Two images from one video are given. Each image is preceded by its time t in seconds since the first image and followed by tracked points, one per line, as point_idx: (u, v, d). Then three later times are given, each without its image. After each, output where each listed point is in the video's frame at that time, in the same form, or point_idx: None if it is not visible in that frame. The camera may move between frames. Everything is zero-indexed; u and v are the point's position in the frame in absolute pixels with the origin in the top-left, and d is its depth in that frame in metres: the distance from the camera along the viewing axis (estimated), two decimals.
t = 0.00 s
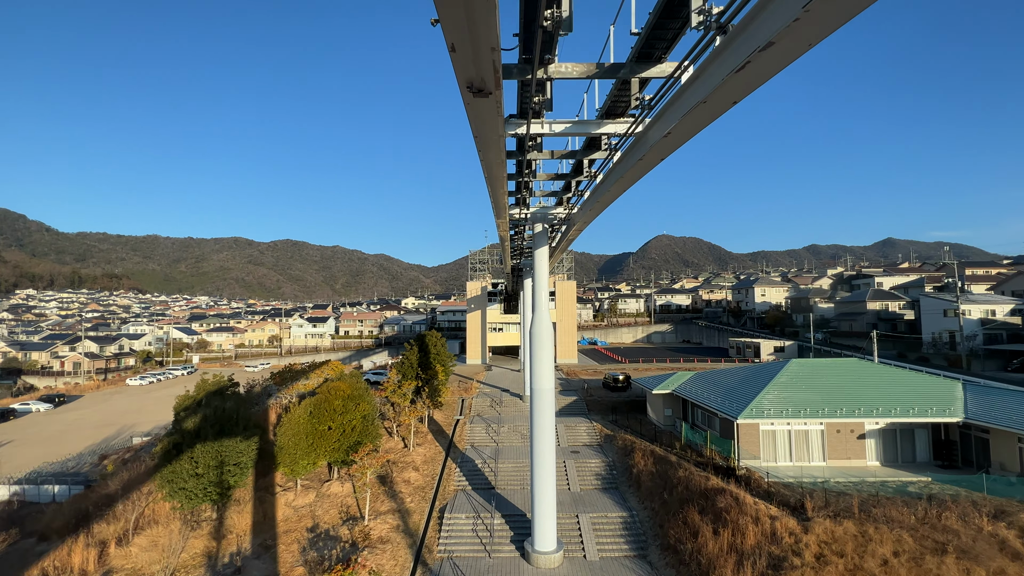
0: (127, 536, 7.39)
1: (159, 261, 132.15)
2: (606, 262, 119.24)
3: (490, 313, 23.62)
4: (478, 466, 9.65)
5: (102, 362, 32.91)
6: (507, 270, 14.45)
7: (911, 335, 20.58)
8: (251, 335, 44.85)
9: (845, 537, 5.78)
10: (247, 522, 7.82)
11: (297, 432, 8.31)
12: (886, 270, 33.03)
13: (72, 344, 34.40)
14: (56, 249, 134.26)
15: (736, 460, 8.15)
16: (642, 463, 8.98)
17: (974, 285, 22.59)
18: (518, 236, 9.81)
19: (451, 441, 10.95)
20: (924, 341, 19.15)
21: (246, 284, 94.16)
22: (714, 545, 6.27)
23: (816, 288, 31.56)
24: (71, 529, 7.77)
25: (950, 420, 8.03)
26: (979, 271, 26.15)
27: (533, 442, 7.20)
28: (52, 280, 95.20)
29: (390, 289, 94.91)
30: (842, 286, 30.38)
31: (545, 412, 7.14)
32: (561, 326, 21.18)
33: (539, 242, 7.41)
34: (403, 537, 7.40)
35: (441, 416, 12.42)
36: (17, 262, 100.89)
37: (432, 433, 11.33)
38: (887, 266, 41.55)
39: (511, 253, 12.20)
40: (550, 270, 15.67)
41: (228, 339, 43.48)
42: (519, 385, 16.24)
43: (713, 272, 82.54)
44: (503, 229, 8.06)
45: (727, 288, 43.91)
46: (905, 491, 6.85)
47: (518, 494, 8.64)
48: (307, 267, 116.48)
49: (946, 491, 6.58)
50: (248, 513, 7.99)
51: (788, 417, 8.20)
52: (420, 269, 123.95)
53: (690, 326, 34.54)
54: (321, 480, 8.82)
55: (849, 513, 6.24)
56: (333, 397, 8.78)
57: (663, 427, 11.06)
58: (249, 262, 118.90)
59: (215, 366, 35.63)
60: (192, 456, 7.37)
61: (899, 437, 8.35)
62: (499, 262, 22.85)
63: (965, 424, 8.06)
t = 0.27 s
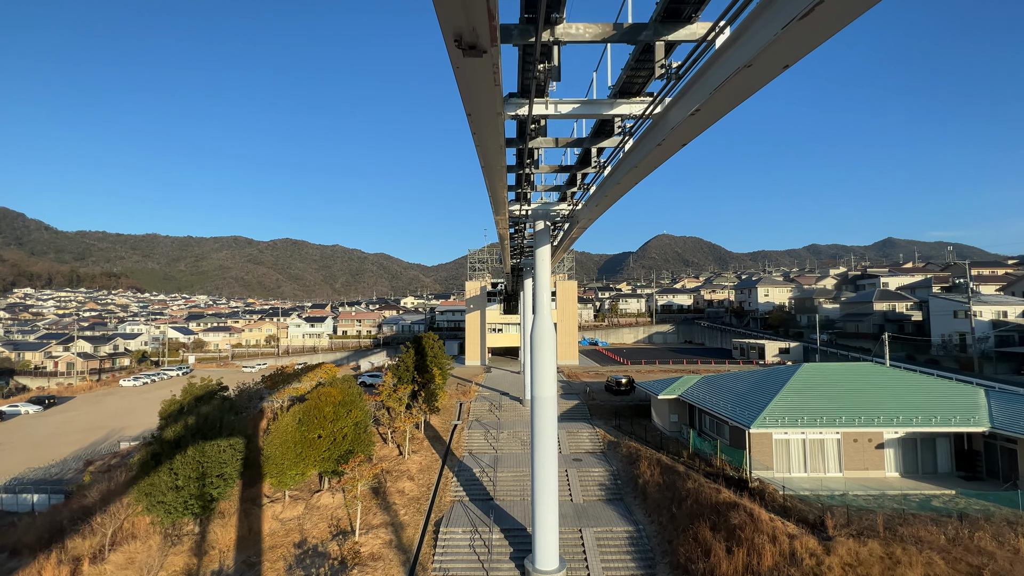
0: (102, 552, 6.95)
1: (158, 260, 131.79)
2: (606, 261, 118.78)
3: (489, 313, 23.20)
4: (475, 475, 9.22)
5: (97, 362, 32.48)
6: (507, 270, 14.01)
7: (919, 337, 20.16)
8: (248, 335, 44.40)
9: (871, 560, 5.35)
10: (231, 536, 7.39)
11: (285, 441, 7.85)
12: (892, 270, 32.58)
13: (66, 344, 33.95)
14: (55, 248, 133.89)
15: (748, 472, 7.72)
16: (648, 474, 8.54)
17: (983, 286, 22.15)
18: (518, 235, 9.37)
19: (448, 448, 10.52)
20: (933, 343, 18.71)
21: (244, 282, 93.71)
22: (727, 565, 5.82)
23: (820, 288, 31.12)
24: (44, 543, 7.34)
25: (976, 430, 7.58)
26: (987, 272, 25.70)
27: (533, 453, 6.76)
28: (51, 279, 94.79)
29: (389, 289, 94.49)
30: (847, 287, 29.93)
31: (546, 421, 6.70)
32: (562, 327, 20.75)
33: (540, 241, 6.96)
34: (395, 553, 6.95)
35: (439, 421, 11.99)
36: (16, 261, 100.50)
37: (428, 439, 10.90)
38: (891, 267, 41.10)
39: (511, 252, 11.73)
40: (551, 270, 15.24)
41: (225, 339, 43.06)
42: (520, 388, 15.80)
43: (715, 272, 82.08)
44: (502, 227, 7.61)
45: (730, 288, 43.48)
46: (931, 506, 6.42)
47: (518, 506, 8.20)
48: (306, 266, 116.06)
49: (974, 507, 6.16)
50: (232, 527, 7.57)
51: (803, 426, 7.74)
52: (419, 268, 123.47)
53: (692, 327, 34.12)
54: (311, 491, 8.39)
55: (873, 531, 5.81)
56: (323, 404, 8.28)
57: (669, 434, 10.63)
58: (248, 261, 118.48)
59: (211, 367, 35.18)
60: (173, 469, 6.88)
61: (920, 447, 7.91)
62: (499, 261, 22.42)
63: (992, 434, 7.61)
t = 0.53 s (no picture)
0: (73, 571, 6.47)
1: (157, 258, 131.30)
2: (606, 261, 118.39)
3: (489, 314, 22.75)
4: (473, 485, 8.79)
5: (91, 363, 31.99)
6: (507, 270, 13.57)
7: (928, 339, 19.73)
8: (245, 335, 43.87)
9: None
10: (212, 553, 6.94)
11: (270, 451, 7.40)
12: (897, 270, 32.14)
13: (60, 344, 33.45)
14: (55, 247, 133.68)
15: (761, 483, 7.30)
16: (655, 484, 8.11)
17: (992, 287, 21.72)
18: (518, 234, 8.91)
19: (445, 455, 10.08)
20: (943, 346, 18.27)
21: (243, 281, 93.25)
22: None
23: (824, 288, 30.70)
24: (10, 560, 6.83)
25: (1005, 441, 7.11)
26: (995, 272, 25.27)
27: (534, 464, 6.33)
28: (50, 278, 94.39)
29: (389, 288, 94.12)
30: (851, 287, 29.53)
31: (548, 431, 6.28)
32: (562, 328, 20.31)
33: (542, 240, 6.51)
34: (386, 571, 6.50)
35: (435, 426, 11.56)
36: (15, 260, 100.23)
37: (424, 446, 10.46)
38: (895, 266, 40.67)
39: (511, 252, 11.27)
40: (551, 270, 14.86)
41: (222, 339, 42.61)
42: (520, 391, 15.37)
43: (715, 271, 81.69)
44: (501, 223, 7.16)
45: (732, 288, 43.05)
46: (959, 524, 6.00)
47: (518, 518, 7.77)
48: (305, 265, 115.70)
49: (1009, 527, 5.73)
50: (215, 543, 7.12)
51: (821, 436, 7.30)
52: (419, 268, 123.16)
53: (694, 327, 33.69)
54: (301, 505, 7.99)
55: (901, 553, 5.38)
56: (312, 411, 7.81)
57: (675, 441, 10.20)
58: (249, 260, 118.32)
59: (207, 367, 34.73)
60: (150, 483, 6.42)
61: (943, 457, 7.47)
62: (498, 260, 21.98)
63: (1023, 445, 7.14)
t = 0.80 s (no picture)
0: None
1: (156, 257, 130.78)
2: (607, 261, 117.93)
3: (489, 314, 22.34)
4: (471, 496, 8.36)
5: (86, 363, 31.53)
6: (507, 270, 13.13)
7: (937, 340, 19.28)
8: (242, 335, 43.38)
9: None
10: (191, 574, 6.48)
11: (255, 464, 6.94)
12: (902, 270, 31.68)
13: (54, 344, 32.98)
14: (53, 246, 133.16)
15: (776, 497, 6.87)
16: (663, 496, 7.67)
17: (1002, 287, 21.30)
18: (518, 231, 8.42)
19: (442, 463, 9.66)
20: (954, 347, 17.85)
21: (242, 281, 92.83)
22: None
23: (829, 288, 30.29)
24: None
25: None
26: (1003, 271, 24.85)
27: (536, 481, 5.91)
28: (48, 277, 93.91)
29: (388, 287, 93.65)
30: (857, 287, 29.12)
31: (551, 445, 5.83)
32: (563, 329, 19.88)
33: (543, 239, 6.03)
34: None
35: (433, 432, 11.13)
36: (13, 259, 99.79)
37: (420, 454, 10.04)
38: (899, 266, 40.21)
39: (511, 251, 10.82)
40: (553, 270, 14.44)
41: (219, 339, 42.20)
42: (520, 394, 14.94)
43: (717, 271, 81.25)
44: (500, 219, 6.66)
45: (734, 288, 42.63)
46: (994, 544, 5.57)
47: (518, 533, 7.34)
48: (304, 265, 115.22)
49: None
50: (195, 561, 6.66)
51: (845, 448, 6.80)
52: (419, 267, 122.71)
53: (697, 327, 33.27)
54: (289, 518, 7.56)
55: None
56: (300, 420, 7.33)
57: (682, 448, 9.75)
58: (248, 259, 117.91)
59: (203, 368, 34.29)
60: (123, 499, 5.92)
61: (969, 469, 7.05)
62: (498, 260, 21.57)
63: None
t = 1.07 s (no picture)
0: None
1: (154, 256, 130.22)
2: (607, 260, 117.45)
3: (488, 315, 21.90)
4: (469, 508, 7.93)
5: (79, 364, 31.04)
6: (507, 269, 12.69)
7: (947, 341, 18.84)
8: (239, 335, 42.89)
9: None
10: None
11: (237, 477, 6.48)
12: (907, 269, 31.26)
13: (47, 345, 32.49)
14: (52, 245, 132.70)
15: (794, 512, 6.44)
16: (672, 510, 7.23)
17: (1012, 287, 20.86)
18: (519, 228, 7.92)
19: (438, 472, 9.22)
20: (964, 348, 17.41)
21: (240, 280, 92.37)
22: None
23: (833, 288, 29.86)
24: None
25: None
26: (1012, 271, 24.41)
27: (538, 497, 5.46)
28: (46, 276, 93.46)
29: (388, 286, 93.15)
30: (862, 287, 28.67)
31: (555, 459, 5.39)
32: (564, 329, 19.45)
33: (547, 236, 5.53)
34: None
35: (429, 439, 10.69)
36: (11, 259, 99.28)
37: (416, 462, 9.60)
38: (903, 265, 39.79)
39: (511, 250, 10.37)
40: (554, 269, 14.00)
41: (216, 339, 41.72)
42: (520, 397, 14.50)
43: (718, 270, 80.77)
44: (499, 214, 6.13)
45: (736, 287, 42.18)
46: None
47: (518, 549, 6.91)
48: (303, 264, 114.69)
49: None
50: None
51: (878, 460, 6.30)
52: (418, 266, 122.22)
53: (699, 327, 32.82)
54: (275, 533, 7.12)
55: None
56: (286, 429, 6.88)
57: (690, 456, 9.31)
58: (247, 258, 117.45)
59: (199, 369, 33.81)
60: (93, 517, 5.45)
61: (998, 481, 6.61)
62: (498, 259, 21.14)
63: None
